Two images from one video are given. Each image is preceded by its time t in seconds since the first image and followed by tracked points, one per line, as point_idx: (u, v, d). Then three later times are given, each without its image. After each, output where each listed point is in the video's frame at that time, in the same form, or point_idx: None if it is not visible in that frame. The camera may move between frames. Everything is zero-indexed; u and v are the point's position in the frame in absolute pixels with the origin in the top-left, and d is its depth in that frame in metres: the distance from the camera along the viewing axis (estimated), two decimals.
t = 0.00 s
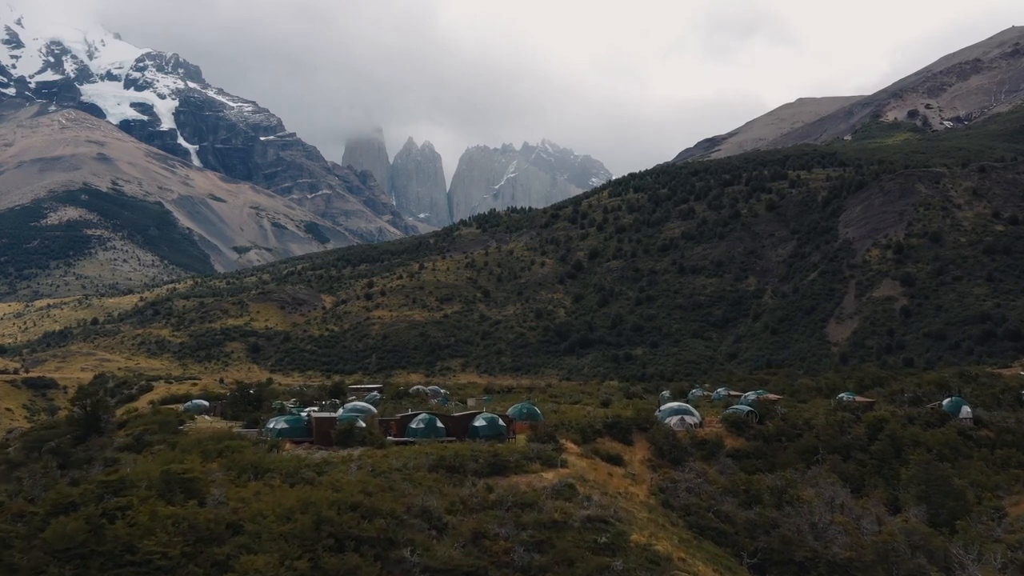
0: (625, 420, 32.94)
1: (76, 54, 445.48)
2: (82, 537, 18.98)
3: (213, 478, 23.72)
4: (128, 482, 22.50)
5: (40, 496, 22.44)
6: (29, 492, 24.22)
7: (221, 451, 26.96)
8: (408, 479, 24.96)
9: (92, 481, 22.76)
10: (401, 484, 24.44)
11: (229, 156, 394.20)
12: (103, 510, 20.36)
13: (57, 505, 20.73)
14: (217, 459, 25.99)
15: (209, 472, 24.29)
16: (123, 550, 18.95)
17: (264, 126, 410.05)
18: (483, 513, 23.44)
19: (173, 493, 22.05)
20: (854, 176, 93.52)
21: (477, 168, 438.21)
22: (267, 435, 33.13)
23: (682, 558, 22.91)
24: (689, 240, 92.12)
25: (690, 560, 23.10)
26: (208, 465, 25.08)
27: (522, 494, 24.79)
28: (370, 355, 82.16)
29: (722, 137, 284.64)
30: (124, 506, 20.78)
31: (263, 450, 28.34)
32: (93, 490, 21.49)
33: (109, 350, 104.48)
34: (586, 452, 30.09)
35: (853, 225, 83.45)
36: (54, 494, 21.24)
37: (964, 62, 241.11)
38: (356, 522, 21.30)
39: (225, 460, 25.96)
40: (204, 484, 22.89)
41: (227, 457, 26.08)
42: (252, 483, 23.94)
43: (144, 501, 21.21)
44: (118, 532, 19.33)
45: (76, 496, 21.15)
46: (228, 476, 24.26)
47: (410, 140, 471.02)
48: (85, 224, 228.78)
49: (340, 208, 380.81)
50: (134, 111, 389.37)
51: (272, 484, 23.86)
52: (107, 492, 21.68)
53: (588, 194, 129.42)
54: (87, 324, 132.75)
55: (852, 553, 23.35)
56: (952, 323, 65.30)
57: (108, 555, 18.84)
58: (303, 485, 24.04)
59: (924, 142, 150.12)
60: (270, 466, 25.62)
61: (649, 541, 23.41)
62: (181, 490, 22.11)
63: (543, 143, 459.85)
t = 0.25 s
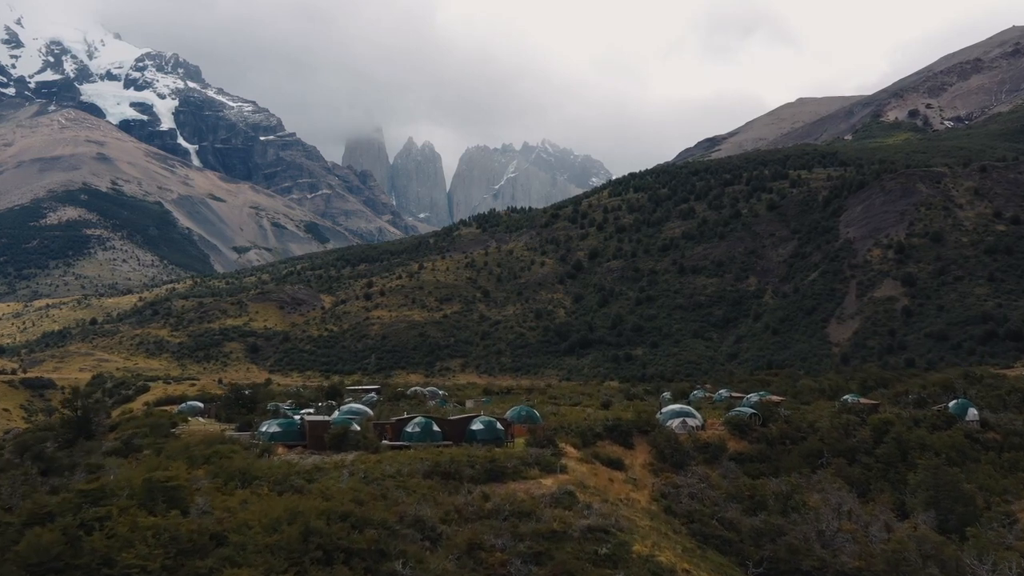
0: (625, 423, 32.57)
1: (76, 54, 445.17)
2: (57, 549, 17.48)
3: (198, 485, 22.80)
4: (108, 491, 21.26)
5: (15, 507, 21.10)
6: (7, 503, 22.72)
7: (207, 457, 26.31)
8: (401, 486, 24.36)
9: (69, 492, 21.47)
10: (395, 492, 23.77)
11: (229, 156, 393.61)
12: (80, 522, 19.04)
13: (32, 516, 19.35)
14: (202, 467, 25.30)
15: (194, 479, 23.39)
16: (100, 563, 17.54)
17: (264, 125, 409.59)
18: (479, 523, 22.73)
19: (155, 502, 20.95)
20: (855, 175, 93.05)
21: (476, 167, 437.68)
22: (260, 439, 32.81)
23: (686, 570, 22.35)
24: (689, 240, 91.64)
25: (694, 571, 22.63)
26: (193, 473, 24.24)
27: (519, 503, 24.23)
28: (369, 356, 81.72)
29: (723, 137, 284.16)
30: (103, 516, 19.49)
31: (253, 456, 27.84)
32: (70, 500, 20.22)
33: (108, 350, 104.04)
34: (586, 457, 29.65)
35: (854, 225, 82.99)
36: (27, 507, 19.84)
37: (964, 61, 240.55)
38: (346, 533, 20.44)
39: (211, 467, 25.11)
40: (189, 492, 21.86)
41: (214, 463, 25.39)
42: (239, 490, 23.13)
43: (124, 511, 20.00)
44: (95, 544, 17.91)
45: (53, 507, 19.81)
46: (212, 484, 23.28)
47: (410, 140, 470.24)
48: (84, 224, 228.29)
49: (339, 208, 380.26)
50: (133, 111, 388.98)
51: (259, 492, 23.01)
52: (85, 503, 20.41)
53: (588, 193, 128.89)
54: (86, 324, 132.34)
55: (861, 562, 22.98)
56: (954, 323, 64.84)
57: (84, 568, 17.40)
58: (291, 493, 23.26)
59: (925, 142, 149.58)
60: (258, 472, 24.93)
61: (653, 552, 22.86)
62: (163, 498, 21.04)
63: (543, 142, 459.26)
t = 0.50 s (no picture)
0: (626, 426, 32.17)
1: (76, 54, 444.62)
2: (28, 564, 17.05)
3: (182, 494, 22.30)
4: (86, 501, 20.81)
5: None
6: None
7: (193, 464, 25.74)
8: (394, 494, 23.79)
9: (46, 501, 21.02)
10: (388, 502, 23.18)
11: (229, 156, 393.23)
12: (55, 534, 18.64)
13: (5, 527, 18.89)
14: (187, 474, 24.72)
15: (177, 488, 22.85)
16: None
17: (264, 125, 409.13)
18: (475, 534, 22.09)
19: (134, 513, 20.44)
20: (856, 175, 92.59)
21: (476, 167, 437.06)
22: (252, 442, 32.38)
23: None
24: (689, 239, 91.14)
25: None
26: (177, 481, 23.70)
27: (517, 512, 23.62)
28: (368, 356, 81.29)
29: (723, 137, 283.56)
30: (78, 529, 19.03)
31: (242, 462, 27.35)
32: (45, 512, 19.79)
33: (106, 350, 103.51)
34: (587, 462, 29.20)
35: (855, 225, 82.52)
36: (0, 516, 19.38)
37: (965, 61, 239.89)
38: (334, 545, 19.80)
39: (198, 474, 24.48)
40: (171, 503, 21.31)
41: (200, 470, 24.85)
42: (224, 500, 22.59)
43: (101, 523, 19.53)
44: (68, 558, 17.51)
45: (28, 517, 19.42)
46: (194, 493, 22.68)
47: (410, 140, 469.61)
48: (84, 224, 227.77)
49: (339, 207, 379.56)
50: (133, 111, 388.56)
51: (246, 502, 22.44)
52: (61, 514, 19.97)
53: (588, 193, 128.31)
54: (85, 324, 131.83)
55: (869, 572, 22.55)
56: (956, 323, 64.42)
57: None
58: (279, 503, 22.67)
59: (927, 141, 148.97)
60: (246, 480, 24.34)
61: (657, 563, 22.30)
62: (143, 509, 20.53)
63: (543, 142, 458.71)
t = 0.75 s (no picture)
0: (627, 429, 31.78)
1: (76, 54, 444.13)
2: None
3: (164, 504, 21.87)
4: (63, 512, 20.53)
5: None
6: None
7: (179, 471, 25.33)
8: (387, 504, 23.28)
9: (22, 512, 20.84)
10: (378, 511, 22.62)
11: (229, 156, 392.95)
12: (28, 547, 18.53)
13: None
14: (171, 483, 24.25)
15: (160, 497, 22.42)
16: None
17: (264, 125, 408.72)
18: (469, 546, 21.37)
19: (114, 524, 20.05)
20: (857, 174, 92.15)
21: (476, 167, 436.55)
22: (243, 447, 31.98)
23: None
24: (689, 239, 90.68)
25: None
26: (160, 490, 23.23)
27: (514, 522, 22.96)
28: (368, 356, 80.87)
29: (723, 137, 283.04)
30: (52, 541, 18.80)
31: (231, 469, 26.81)
32: (19, 524, 19.59)
33: (105, 350, 103.01)
34: (586, 467, 28.80)
35: (855, 224, 82.08)
36: None
37: (966, 61, 239.31)
38: (321, 559, 19.20)
39: (182, 482, 24.01)
40: (152, 512, 20.90)
41: (185, 479, 24.37)
42: (208, 509, 22.13)
43: (76, 535, 19.27)
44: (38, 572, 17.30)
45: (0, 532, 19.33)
46: (176, 503, 22.22)
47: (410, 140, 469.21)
48: (83, 224, 227.34)
49: (339, 207, 378.96)
50: (133, 110, 388.16)
51: (231, 512, 21.95)
52: (36, 526, 19.74)
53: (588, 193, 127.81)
54: (84, 324, 131.35)
55: None
56: (957, 323, 64.00)
57: None
58: (265, 513, 22.14)
59: (928, 141, 148.44)
60: (232, 488, 23.83)
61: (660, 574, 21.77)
62: (122, 521, 20.12)
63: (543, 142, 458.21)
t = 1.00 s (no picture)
0: (628, 433, 31.37)
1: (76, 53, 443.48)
2: None
3: (145, 515, 21.70)
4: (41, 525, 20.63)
5: None
6: None
7: (165, 478, 25.16)
8: (379, 513, 22.83)
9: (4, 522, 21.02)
10: (368, 522, 22.08)
11: (229, 156, 392.68)
12: None
13: None
14: (154, 492, 23.91)
15: (141, 508, 22.34)
16: None
17: (263, 125, 408.32)
18: (462, 560, 20.76)
19: (91, 537, 19.93)
20: (858, 174, 91.65)
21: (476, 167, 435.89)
22: (234, 452, 31.63)
23: None
24: (690, 239, 90.14)
25: None
26: (143, 499, 23.05)
27: (510, 535, 22.35)
28: (367, 356, 80.44)
29: (723, 137, 282.38)
30: (26, 555, 18.90)
31: (220, 477, 26.40)
32: None
33: (103, 350, 102.50)
34: (586, 473, 28.33)
35: (857, 224, 81.60)
36: None
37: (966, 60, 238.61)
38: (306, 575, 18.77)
39: (168, 490, 23.79)
40: (133, 524, 20.71)
41: (169, 487, 24.02)
42: (191, 519, 21.75)
43: (50, 549, 19.30)
44: None
45: None
46: (158, 513, 22.04)
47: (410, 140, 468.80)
48: (83, 223, 226.85)
49: (339, 207, 378.32)
50: (133, 110, 387.66)
51: (215, 523, 21.48)
52: (12, 539, 19.84)
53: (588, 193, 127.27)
54: (83, 324, 130.85)
55: None
56: (958, 324, 63.60)
57: None
58: (250, 525, 21.63)
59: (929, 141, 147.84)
60: (217, 498, 23.40)
61: None
62: (100, 533, 19.99)
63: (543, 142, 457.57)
